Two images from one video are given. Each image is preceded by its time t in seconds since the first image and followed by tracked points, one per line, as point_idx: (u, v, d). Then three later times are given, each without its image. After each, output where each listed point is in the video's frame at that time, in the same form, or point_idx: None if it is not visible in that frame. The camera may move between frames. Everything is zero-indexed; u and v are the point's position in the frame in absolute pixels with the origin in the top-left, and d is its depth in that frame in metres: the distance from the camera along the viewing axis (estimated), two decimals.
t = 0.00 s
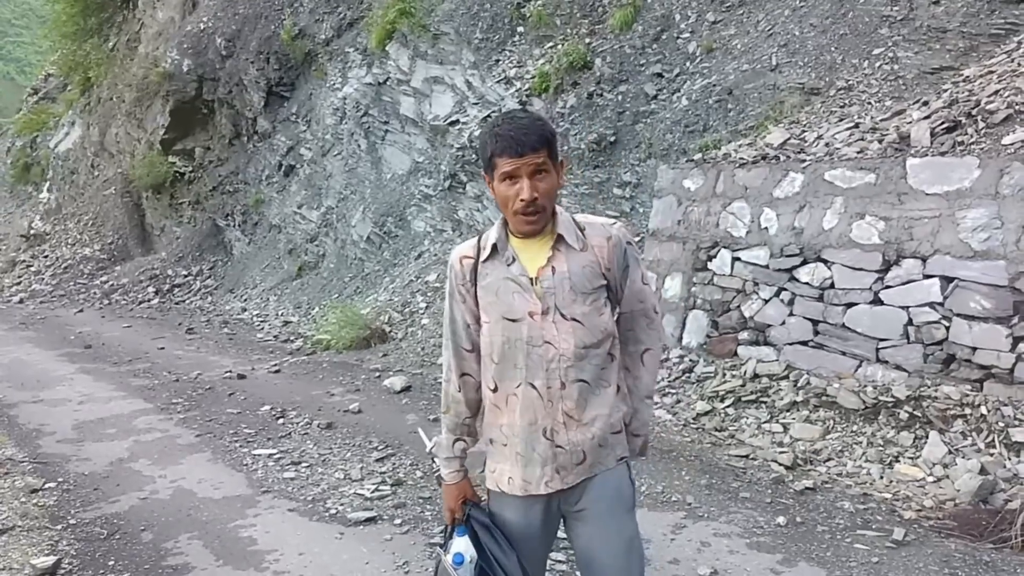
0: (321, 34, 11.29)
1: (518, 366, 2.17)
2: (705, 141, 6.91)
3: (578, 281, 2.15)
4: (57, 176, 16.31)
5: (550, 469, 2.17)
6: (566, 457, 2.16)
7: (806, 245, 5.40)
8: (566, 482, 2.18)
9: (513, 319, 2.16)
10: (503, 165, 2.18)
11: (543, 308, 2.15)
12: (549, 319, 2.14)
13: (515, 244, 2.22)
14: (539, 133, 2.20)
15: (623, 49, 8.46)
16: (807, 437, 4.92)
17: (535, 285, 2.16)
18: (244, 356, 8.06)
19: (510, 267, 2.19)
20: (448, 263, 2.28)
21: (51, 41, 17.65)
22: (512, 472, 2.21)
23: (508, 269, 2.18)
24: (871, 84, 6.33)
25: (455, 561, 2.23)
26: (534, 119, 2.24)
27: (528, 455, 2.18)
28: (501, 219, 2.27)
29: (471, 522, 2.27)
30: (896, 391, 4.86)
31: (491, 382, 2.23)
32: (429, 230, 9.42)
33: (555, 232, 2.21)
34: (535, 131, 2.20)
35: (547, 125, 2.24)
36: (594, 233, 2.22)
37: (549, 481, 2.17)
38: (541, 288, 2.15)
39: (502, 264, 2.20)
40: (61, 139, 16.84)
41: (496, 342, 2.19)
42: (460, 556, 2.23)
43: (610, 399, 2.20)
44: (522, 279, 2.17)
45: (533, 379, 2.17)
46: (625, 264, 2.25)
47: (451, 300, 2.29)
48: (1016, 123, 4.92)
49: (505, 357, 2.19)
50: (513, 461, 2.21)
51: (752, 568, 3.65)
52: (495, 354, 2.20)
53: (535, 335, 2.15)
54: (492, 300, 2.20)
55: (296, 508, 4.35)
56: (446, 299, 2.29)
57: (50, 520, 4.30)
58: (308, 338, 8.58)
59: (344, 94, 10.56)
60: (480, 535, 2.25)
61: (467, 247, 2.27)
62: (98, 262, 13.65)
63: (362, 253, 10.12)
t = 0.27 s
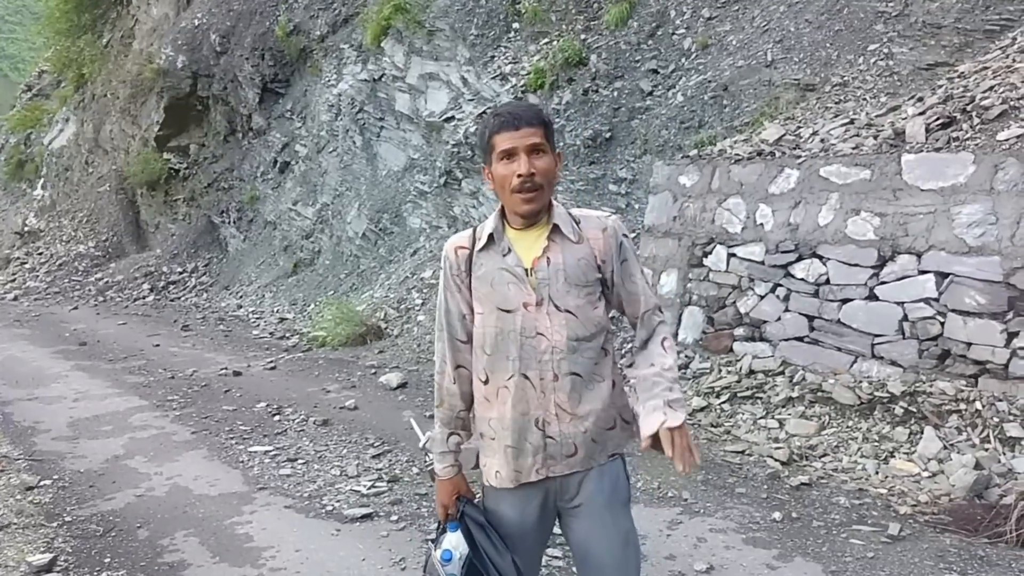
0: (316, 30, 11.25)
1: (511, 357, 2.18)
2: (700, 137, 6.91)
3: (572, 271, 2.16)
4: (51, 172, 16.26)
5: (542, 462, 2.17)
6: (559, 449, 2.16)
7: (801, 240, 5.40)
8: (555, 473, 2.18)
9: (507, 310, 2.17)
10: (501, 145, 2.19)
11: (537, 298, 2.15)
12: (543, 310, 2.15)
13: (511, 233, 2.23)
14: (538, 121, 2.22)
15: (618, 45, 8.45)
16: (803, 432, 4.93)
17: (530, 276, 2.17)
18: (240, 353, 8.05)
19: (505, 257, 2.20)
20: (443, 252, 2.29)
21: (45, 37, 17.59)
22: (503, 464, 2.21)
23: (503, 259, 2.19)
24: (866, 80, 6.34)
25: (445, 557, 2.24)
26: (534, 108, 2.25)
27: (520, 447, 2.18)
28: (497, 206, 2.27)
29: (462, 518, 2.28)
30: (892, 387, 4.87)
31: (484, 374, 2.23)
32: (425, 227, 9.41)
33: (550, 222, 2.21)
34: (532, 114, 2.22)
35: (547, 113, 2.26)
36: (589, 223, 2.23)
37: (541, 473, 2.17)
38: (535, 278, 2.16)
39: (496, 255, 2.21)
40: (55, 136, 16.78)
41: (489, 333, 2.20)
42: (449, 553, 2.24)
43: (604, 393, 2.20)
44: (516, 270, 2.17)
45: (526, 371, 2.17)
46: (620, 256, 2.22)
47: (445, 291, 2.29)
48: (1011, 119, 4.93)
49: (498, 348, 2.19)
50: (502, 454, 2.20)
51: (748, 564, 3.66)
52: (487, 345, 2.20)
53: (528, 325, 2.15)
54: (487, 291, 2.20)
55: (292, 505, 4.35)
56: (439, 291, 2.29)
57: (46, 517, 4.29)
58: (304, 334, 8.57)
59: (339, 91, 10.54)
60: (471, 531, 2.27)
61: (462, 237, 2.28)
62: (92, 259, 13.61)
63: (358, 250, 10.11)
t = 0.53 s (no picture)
0: (318, 30, 11.26)
1: (507, 358, 2.18)
2: (702, 138, 6.91)
3: (569, 275, 2.14)
4: (52, 171, 16.26)
5: (534, 465, 2.17)
6: (552, 453, 2.16)
7: (803, 242, 5.40)
8: (550, 478, 2.18)
9: (505, 311, 2.17)
10: (519, 145, 2.17)
11: (534, 300, 2.15)
12: (539, 313, 2.14)
13: (515, 233, 2.23)
14: (560, 127, 2.19)
15: (620, 45, 8.45)
16: (805, 434, 4.93)
17: (527, 278, 2.16)
18: (241, 352, 8.04)
19: (505, 258, 2.20)
20: (447, 249, 2.31)
21: (46, 36, 17.60)
22: (495, 465, 2.22)
23: (503, 260, 2.19)
24: (868, 81, 6.34)
25: (441, 552, 2.24)
26: (559, 111, 2.23)
27: (514, 449, 2.19)
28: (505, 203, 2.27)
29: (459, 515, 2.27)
30: (893, 389, 4.87)
31: (481, 374, 2.24)
32: (426, 227, 9.41)
33: (552, 225, 2.19)
34: (557, 119, 2.20)
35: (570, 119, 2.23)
36: (588, 229, 2.19)
37: (534, 476, 2.18)
38: (533, 281, 2.15)
39: (497, 255, 2.21)
40: (56, 135, 16.78)
41: (487, 333, 2.21)
42: (446, 547, 2.24)
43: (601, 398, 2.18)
44: (515, 272, 2.17)
45: (521, 373, 2.17)
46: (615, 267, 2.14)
47: (447, 289, 2.31)
48: (1013, 121, 4.92)
49: (495, 349, 2.19)
50: (495, 456, 2.21)
51: (750, 565, 3.66)
52: (484, 345, 2.21)
53: (524, 327, 2.15)
54: (486, 291, 2.21)
55: (293, 505, 4.35)
56: (442, 288, 2.31)
57: (47, 517, 4.29)
58: (305, 334, 8.57)
59: (340, 90, 10.55)
60: (466, 528, 2.25)
61: (466, 236, 2.29)
62: (94, 258, 13.61)
63: (358, 250, 10.11)
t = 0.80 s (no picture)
0: (316, 33, 11.26)
1: (499, 355, 2.18)
2: (700, 141, 6.92)
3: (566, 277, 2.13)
4: (50, 174, 16.25)
5: (514, 465, 2.17)
6: (534, 455, 2.15)
7: (800, 245, 5.41)
8: (529, 481, 2.17)
9: (500, 307, 2.18)
10: (535, 146, 2.15)
11: (529, 299, 2.15)
12: (533, 313, 2.14)
13: (521, 233, 2.23)
14: (577, 133, 2.17)
15: (618, 48, 8.46)
16: (803, 437, 4.93)
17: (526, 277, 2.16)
18: (238, 356, 8.03)
19: (508, 256, 2.21)
20: (458, 243, 2.34)
21: (45, 39, 17.59)
22: (479, 461, 2.24)
23: (506, 258, 2.20)
24: (866, 84, 6.35)
25: (437, 548, 2.31)
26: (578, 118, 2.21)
27: (499, 448, 2.19)
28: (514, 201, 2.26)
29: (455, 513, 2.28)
30: (890, 392, 4.87)
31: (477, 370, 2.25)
32: (424, 230, 9.41)
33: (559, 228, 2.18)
34: (575, 124, 2.18)
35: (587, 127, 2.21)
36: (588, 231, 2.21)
37: (512, 476, 2.18)
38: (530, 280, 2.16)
39: (501, 253, 2.22)
40: (54, 138, 16.77)
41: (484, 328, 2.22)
42: (441, 544, 2.31)
43: (589, 405, 2.16)
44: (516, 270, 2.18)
45: (510, 372, 2.17)
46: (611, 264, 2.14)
47: (456, 283, 2.34)
48: (1010, 124, 4.93)
49: (489, 346, 2.20)
50: (480, 452, 2.23)
51: (747, 568, 3.65)
52: (480, 341, 2.22)
53: (517, 326, 2.15)
54: (486, 287, 2.22)
55: (291, 509, 4.34)
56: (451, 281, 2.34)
57: (44, 520, 4.28)
58: (303, 337, 8.57)
59: (339, 93, 10.55)
60: (461, 527, 2.26)
61: (477, 232, 2.32)
62: (91, 261, 13.60)
63: (356, 253, 10.11)
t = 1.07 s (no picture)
0: (312, 36, 11.27)
1: (495, 365, 2.19)
2: (695, 144, 6.93)
3: (558, 285, 2.12)
4: (44, 177, 16.21)
5: (513, 475, 2.17)
6: (532, 465, 2.15)
7: (796, 247, 5.42)
8: (528, 492, 2.17)
9: (495, 317, 2.18)
10: (507, 154, 2.18)
11: (523, 309, 2.15)
12: (527, 322, 2.15)
13: (512, 241, 2.23)
14: (547, 135, 2.18)
15: (614, 51, 8.48)
16: (798, 439, 4.94)
17: (518, 286, 2.16)
18: (234, 359, 8.02)
19: (500, 265, 2.21)
20: (453, 252, 2.35)
21: (40, 42, 17.55)
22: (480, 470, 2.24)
23: (498, 267, 2.21)
24: (861, 87, 6.38)
25: (438, 551, 2.34)
26: (549, 119, 2.22)
27: (497, 457, 2.20)
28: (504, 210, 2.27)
29: (456, 519, 2.28)
30: (886, 394, 4.88)
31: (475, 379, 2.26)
32: (420, 233, 9.41)
33: (548, 235, 2.18)
34: (544, 125, 2.19)
35: (560, 126, 2.22)
36: (586, 239, 2.17)
37: (511, 485, 2.18)
38: (523, 289, 2.16)
39: (492, 262, 2.23)
40: (49, 141, 16.73)
41: (481, 338, 2.22)
42: (442, 547, 2.34)
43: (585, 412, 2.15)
44: (508, 279, 2.18)
45: (506, 381, 2.17)
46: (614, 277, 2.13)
47: (452, 291, 2.35)
48: (1004, 127, 4.95)
49: (486, 355, 2.21)
50: (480, 461, 2.24)
51: (743, 571, 3.66)
52: (478, 351, 2.23)
53: (512, 335, 2.16)
54: (480, 296, 2.23)
55: (287, 512, 4.33)
56: (447, 290, 2.35)
57: (39, 525, 4.26)
58: (299, 340, 8.56)
59: (335, 97, 10.56)
60: (460, 533, 2.27)
61: (470, 241, 2.32)
62: (86, 265, 13.57)
63: (352, 256, 10.10)
